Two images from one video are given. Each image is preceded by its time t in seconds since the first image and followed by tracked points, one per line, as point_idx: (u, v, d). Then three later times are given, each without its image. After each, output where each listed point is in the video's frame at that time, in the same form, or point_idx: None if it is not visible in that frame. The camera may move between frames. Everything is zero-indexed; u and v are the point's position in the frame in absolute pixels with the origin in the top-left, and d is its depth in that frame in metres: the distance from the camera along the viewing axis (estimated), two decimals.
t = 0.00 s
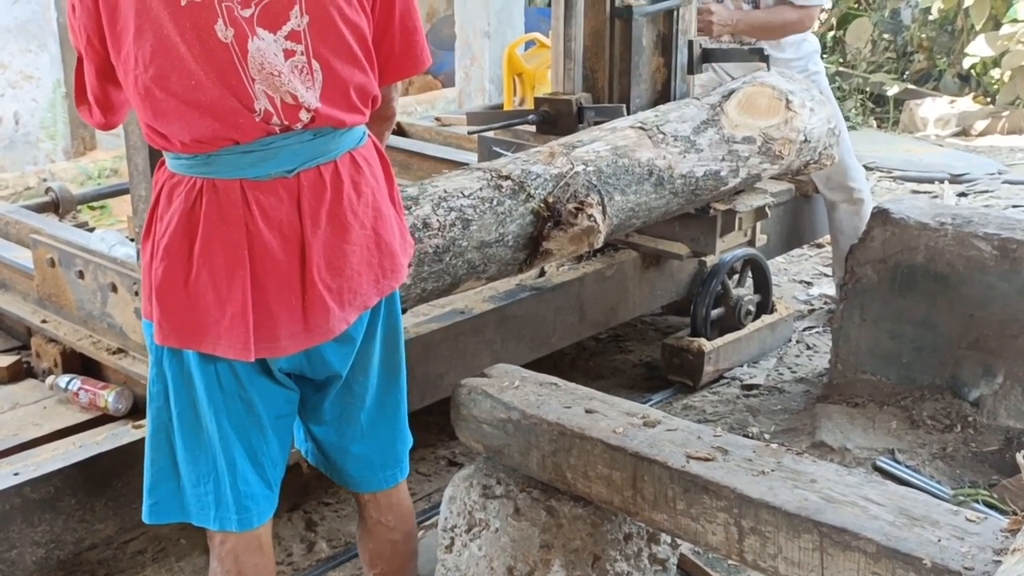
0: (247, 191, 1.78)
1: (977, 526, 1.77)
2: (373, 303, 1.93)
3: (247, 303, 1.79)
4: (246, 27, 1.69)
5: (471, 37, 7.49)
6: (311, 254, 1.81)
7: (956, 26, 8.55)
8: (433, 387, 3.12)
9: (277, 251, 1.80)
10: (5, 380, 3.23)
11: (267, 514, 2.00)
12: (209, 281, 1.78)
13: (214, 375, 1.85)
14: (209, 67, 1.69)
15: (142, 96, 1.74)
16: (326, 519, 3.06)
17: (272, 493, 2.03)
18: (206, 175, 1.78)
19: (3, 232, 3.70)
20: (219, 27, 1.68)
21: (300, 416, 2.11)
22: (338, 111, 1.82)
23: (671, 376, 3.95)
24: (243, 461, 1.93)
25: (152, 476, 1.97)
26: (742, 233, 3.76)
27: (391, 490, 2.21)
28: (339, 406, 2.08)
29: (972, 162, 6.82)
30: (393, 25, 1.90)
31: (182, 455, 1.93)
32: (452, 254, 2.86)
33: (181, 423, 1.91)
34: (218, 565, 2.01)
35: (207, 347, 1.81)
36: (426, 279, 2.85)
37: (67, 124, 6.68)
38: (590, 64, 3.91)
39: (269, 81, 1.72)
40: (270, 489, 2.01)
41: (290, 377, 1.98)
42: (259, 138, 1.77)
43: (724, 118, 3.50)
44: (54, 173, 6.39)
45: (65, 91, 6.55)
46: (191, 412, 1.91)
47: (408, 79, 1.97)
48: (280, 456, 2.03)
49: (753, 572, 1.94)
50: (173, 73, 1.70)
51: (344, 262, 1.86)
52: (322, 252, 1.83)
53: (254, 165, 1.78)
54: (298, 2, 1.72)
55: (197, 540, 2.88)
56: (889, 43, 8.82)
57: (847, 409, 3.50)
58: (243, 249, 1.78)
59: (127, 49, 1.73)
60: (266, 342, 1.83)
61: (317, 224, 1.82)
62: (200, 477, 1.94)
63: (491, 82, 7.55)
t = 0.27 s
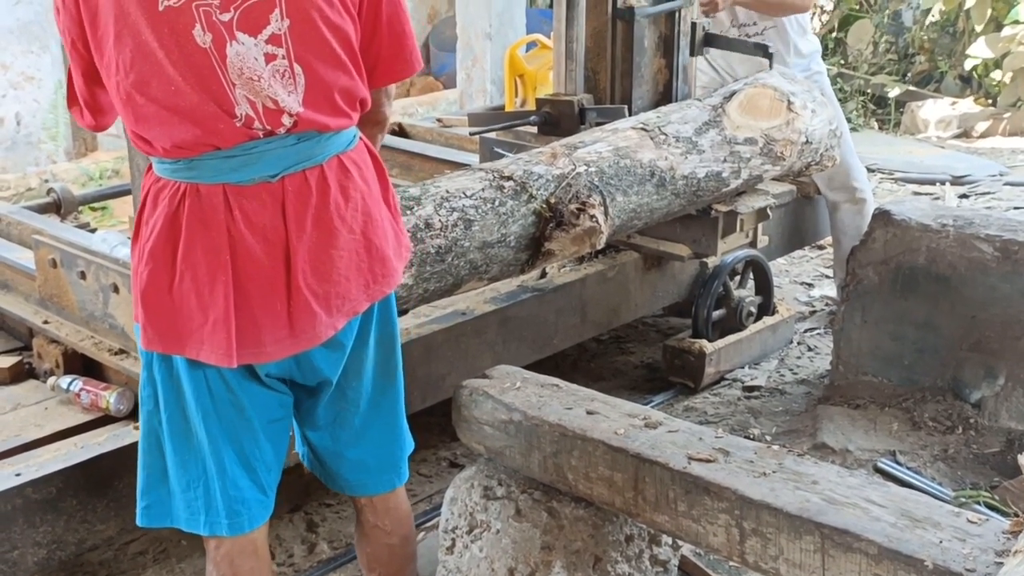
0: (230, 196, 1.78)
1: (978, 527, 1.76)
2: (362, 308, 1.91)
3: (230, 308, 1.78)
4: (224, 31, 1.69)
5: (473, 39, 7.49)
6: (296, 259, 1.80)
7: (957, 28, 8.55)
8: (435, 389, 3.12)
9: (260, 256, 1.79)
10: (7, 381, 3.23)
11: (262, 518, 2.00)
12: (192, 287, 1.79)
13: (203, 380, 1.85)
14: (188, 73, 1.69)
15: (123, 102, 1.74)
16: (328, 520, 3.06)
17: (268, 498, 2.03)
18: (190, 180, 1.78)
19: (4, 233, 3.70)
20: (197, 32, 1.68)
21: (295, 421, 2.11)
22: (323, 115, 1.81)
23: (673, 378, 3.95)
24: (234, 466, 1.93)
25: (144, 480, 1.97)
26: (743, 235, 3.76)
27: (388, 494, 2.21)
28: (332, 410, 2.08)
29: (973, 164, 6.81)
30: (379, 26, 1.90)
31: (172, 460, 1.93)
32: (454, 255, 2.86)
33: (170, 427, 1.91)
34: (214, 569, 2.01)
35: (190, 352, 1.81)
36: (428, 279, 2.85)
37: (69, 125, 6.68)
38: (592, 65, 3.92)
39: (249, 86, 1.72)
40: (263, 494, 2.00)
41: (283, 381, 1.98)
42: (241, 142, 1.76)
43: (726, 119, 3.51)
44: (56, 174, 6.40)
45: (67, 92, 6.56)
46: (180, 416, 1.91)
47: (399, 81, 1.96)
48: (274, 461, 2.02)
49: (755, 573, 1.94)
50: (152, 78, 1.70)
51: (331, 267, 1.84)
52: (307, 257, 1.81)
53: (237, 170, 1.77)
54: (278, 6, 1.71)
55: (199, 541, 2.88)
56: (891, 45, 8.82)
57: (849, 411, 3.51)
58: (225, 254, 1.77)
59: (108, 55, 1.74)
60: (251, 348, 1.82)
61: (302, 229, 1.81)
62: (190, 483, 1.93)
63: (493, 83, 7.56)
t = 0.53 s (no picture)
0: (218, 198, 1.77)
1: (978, 528, 1.76)
2: (352, 312, 1.89)
3: (217, 311, 1.77)
4: (208, 34, 1.66)
5: (473, 41, 7.50)
6: (284, 262, 1.79)
7: (958, 29, 8.55)
8: (435, 390, 3.12)
9: (248, 258, 1.78)
10: (8, 383, 3.24)
11: (257, 521, 2.00)
12: (179, 289, 1.79)
13: (194, 383, 1.85)
14: (173, 76, 1.68)
15: (112, 105, 1.74)
16: (328, 521, 3.06)
17: (264, 501, 2.02)
18: (177, 182, 1.78)
19: (5, 234, 3.70)
20: (181, 35, 1.66)
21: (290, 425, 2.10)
22: (311, 116, 1.79)
23: (673, 379, 3.95)
24: (226, 469, 1.92)
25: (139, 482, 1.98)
26: (744, 236, 3.75)
27: (384, 497, 2.20)
28: (325, 413, 2.06)
29: (974, 165, 6.82)
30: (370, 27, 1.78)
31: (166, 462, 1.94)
32: (455, 256, 2.86)
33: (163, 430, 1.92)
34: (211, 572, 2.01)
35: (178, 355, 1.81)
36: (429, 281, 2.84)
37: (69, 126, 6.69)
38: (592, 67, 3.92)
39: (235, 88, 1.70)
40: (258, 498, 2.00)
41: (276, 384, 1.96)
42: (227, 145, 1.75)
43: (727, 120, 3.50)
44: (56, 176, 6.40)
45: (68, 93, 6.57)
46: (171, 418, 1.91)
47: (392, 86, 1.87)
48: (268, 464, 2.01)
49: (755, 575, 1.94)
50: (138, 81, 1.69)
51: (320, 270, 1.82)
52: (295, 260, 1.80)
53: (224, 173, 1.76)
54: (261, 7, 1.67)
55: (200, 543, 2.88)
56: (891, 46, 8.83)
57: (849, 412, 3.51)
58: (211, 256, 1.77)
59: (96, 59, 1.74)
60: (239, 351, 1.81)
61: (289, 232, 1.79)
62: (185, 485, 1.94)
63: (493, 85, 7.56)
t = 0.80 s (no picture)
0: (203, 201, 1.77)
1: (979, 530, 1.76)
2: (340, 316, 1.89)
3: (201, 314, 1.77)
4: (191, 36, 1.64)
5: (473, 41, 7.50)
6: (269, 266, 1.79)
7: (958, 29, 8.56)
8: (435, 391, 3.12)
9: (232, 262, 1.78)
10: (7, 383, 3.23)
11: (249, 523, 1.95)
12: (165, 292, 1.79)
13: (181, 384, 1.83)
14: (157, 79, 1.66)
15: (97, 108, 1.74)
16: (328, 522, 3.06)
17: (256, 504, 1.97)
18: (163, 185, 1.78)
19: (5, 235, 3.70)
20: (164, 38, 1.64)
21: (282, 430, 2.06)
22: (298, 119, 1.78)
23: (673, 380, 3.95)
24: (215, 471, 1.88)
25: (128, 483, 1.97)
26: (744, 236, 3.75)
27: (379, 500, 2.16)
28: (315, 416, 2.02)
29: (974, 166, 6.82)
30: (354, 25, 1.74)
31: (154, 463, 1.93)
32: (454, 257, 2.86)
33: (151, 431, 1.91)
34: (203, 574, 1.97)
35: (163, 358, 1.81)
36: (428, 282, 2.84)
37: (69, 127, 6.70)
38: (592, 67, 3.92)
39: (219, 91, 1.68)
40: (249, 501, 1.95)
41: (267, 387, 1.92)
42: (211, 148, 1.75)
43: (727, 121, 3.50)
44: (56, 176, 6.40)
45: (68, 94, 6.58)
46: (160, 420, 1.90)
47: (376, 82, 1.80)
48: (261, 468, 1.96)
49: None
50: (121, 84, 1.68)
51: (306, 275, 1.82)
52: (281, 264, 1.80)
53: (209, 176, 1.76)
54: (246, 9, 1.65)
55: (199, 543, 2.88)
56: (891, 47, 8.83)
57: (850, 413, 3.51)
58: (195, 259, 1.77)
59: (82, 62, 1.73)
60: (224, 354, 1.80)
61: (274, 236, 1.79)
62: (173, 485, 1.92)
63: (493, 85, 7.56)
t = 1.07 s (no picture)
0: (189, 201, 1.77)
1: (979, 528, 1.76)
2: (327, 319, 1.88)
3: (185, 316, 1.76)
4: (174, 35, 1.64)
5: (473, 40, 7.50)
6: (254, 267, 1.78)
7: (958, 28, 8.55)
8: (434, 389, 3.12)
9: (217, 263, 1.77)
10: (6, 381, 3.24)
11: (240, 526, 1.96)
12: (150, 292, 1.79)
13: (170, 387, 1.84)
14: (140, 79, 1.66)
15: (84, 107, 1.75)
16: (327, 520, 3.06)
17: (248, 506, 1.98)
18: (150, 184, 1.79)
19: (4, 233, 3.70)
20: (147, 38, 1.64)
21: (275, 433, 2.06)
22: (283, 119, 1.77)
23: (672, 378, 3.95)
24: (204, 473, 1.89)
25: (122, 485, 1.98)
26: (743, 235, 3.75)
27: (373, 499, 2.16)
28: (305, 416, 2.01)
29: (974, 165, 6.82)
30: (333, 20, 1.71)
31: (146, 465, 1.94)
32: (453, 255, 2.85)
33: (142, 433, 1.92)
34: None
35: (149, 359, 1.81)
36: (428, 280, 2.84)
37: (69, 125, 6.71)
38: (592, 66, 3.92)
39: (203, 91, 1.68)
40: (240, 503, 1.95)
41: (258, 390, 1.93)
42: (196, 148, 1.74)
43: (726, 120, 3.50)
44: (56, 174, 6.39)
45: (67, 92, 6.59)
46: (151, 421, 1.91)
47: (348, 80, 1.76)
48: (257, 469, 1.97)
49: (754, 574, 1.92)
50: (107, 84, 1.69)
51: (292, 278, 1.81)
52: (266, 266, 1.79)
53: (195, 176, 1.76)
54: (229, 6, 1.63)
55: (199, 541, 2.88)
56: (891, 46, 8.84)
57: (849, 411, 3.51)
58: (180, 260, 1.76)
59: (69, 63, 1.74)
60: (210, 357, 1.80)
61: (261, 239, 1.78)
62: (166, 487, 1.93)
63: (493, 84, 7.56)
